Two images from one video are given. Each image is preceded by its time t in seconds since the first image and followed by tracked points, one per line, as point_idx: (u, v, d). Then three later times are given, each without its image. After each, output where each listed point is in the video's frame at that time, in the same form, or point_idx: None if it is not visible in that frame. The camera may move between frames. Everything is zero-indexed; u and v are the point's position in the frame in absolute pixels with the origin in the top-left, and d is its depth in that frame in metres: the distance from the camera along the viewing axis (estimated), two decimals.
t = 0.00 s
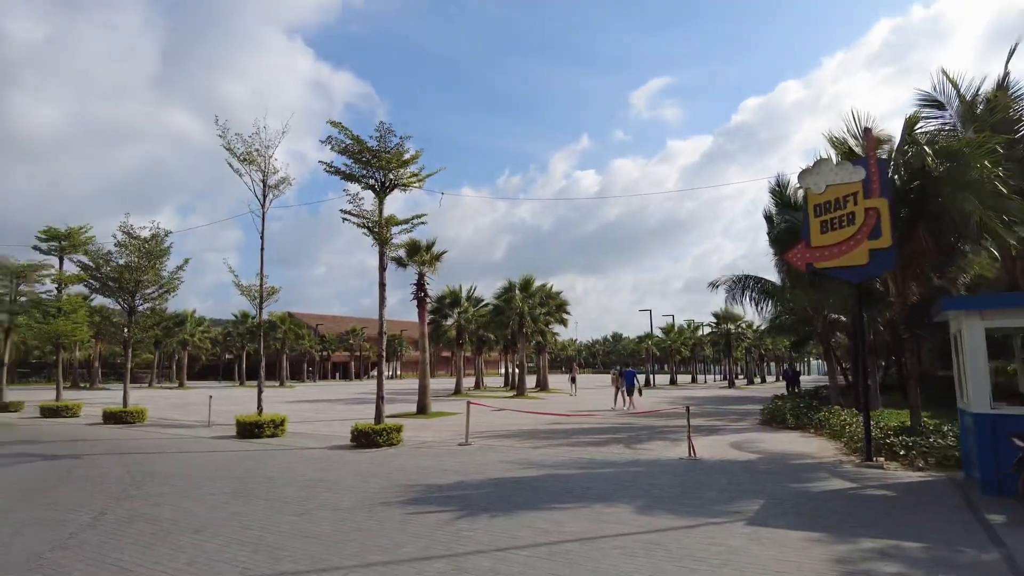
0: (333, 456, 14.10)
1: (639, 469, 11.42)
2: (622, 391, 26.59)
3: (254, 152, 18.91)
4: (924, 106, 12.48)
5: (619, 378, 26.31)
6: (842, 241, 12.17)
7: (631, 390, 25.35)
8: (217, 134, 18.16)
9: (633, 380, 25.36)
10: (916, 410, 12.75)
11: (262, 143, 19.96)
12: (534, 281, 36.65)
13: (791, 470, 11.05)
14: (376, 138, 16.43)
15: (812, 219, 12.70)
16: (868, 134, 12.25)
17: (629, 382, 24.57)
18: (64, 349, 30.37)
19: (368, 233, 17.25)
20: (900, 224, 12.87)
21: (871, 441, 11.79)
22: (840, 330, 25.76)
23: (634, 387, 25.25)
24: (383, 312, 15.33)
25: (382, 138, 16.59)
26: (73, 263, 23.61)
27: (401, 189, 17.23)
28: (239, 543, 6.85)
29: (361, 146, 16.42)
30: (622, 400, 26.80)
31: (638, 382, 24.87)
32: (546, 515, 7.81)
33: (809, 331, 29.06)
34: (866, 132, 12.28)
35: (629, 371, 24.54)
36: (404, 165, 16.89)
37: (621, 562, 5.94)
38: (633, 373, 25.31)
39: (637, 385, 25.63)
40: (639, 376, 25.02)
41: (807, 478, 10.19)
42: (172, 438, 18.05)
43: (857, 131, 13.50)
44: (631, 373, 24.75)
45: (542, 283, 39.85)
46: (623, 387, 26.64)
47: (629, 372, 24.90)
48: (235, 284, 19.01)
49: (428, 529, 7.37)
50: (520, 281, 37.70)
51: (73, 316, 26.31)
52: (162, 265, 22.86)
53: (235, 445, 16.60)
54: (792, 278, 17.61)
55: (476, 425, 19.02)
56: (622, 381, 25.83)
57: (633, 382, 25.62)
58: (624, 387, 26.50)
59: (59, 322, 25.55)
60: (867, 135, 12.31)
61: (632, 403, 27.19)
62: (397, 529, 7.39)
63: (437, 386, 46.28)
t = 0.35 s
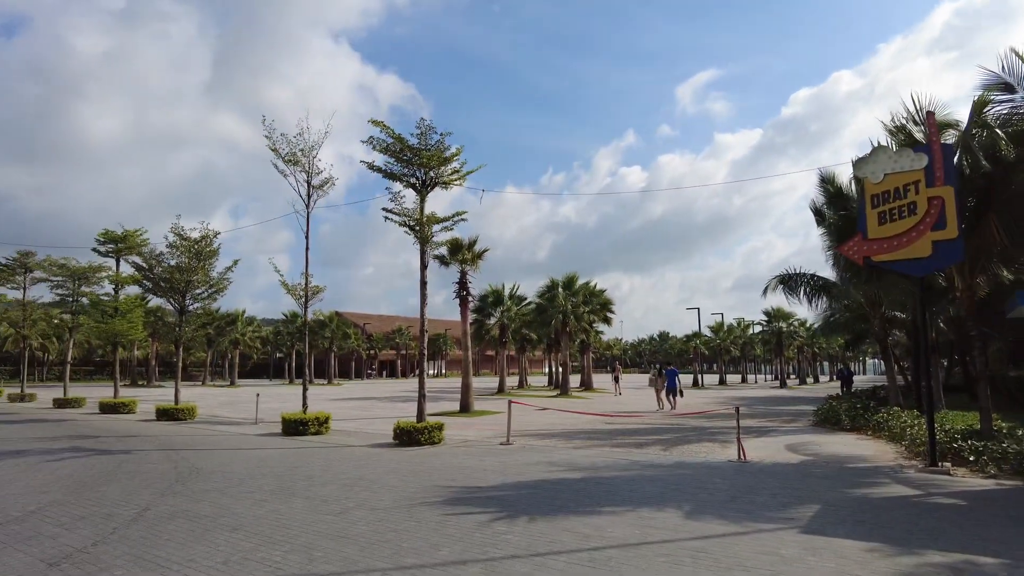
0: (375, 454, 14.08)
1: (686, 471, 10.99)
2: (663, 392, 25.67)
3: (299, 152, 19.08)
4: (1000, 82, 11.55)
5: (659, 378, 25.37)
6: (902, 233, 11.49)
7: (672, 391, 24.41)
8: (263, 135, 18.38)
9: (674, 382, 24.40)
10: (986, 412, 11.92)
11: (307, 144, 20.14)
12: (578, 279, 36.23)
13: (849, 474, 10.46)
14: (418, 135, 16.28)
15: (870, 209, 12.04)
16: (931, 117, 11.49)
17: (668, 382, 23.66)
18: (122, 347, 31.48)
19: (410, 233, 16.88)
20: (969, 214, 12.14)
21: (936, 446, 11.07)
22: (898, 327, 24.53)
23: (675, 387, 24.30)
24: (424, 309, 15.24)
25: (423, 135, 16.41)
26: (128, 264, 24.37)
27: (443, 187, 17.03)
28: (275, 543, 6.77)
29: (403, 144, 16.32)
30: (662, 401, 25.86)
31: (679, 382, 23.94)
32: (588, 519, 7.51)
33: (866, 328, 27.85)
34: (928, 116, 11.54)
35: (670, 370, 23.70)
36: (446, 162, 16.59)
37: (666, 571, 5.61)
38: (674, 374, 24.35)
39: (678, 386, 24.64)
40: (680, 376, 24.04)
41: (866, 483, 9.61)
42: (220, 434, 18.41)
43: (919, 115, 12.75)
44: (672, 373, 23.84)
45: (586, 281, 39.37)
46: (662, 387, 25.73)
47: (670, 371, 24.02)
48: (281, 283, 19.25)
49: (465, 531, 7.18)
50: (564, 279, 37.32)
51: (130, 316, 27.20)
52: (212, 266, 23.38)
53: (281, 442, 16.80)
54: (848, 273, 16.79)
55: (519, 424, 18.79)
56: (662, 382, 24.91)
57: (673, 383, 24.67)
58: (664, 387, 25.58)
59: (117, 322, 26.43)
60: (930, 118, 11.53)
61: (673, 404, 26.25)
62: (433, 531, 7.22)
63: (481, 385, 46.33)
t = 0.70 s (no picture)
0: (392, 454, 13.88)
1: (710, 475, 10.62)
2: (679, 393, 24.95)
3: (316, 150, 18.96)
4: None
5: (675, 379, 24.63)
6: (938, 228, 11.01)
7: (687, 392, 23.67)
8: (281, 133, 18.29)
9: (690, 383, 23.62)
10: None
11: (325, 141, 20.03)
12: (599, 277, 35.83)
13: (882, 479, 10.01)
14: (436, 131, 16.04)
15: (903, 204, 11.56)
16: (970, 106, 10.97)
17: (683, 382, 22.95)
18: (145, 345, 31.78)
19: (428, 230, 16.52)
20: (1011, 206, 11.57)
21: (976, 451, 10.55)
22: (929, 326, 23.78)
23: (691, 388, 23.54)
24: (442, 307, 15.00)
25: (441, 131, 16.11)
26: (150, 263, 24.52)
27: (462, 183, 16.74)
28: (285, 548, 6.57)
29: (421, 139, 16.09)
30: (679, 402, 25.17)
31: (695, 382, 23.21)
32: (607, 526, 7.20)
33: (895, 327, 27.10)
34: (966, 105, 11.02)
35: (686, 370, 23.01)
36: (465, 159, 16.33)
37: None
38: (689, 374, 23.60)
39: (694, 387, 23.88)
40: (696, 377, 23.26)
41: (901, 489, 9.17)
42: (240, 433, 18.39)
43: (955, 104, 12.25)
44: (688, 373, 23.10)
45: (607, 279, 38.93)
46: (678, 387, 25.01)
47: (686, 371, 23.31)
48: (300, 281, 19.17)
49: (480, 537, 6.91)
50: (584, 277, 36.95)
51: (152, 314, 27.40)
52: (232, 264, 23.42)
53: (299, 441, 16.70)
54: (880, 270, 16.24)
55: (539, 424, 18.50)
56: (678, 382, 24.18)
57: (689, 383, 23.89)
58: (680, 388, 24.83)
59: (139, 320, 26.64)
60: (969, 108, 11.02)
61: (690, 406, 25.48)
62: (447, 536, 6.96)
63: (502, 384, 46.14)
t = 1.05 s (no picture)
0: (398, 456, 13.72)
1: (721, 479, 10.34)
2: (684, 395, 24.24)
3: (323, 149, 18.81)
4: None
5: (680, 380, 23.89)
6: (958, 225, 10.67)
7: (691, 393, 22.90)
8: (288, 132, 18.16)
9: (695, 384, 22.87)
10: None
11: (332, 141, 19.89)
12: (610, 277, 35.50)
13: (899, 484, 9.68)
14: (443, 128, 15.69)
15: (922, 200, 11.22)
16: (992, 98, 10.62)
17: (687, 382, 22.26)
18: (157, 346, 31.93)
19: (435, 229, 16.28)
20: None
21: (998, 455, 10.19)
22: (947, 326, 23.26)
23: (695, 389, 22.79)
24: (449, 307, 14.83)
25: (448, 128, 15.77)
26: (160, 264, 24.57)
27: (470, 182, 16.44)
28: (281, 553, 6.39)
29: (428, 138, 15.77)
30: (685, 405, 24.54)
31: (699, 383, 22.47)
32: (614, 532, 6.97)
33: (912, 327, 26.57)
34: (988, 97, 10.68)
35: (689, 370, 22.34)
36: (472, 156, 15.96)
37: None
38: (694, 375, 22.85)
39: (699, 389, 23.12)
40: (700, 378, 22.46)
41: (920, 495, 8.84)
42: (248, 435, 18.32)
43: (978, 98, 11.90)
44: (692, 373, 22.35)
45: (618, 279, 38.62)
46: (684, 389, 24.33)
47: (691, 371, 22.63)
48: (307, 281, 19.08)
49: (482, 543, 6.70)
50: (595, 278, 36.63)
51: (162, 315, 27.47)
52: (240, 265, 23.41)
53: (305, 442, 16.59)
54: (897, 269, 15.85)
55: (548, 425, 18.26)
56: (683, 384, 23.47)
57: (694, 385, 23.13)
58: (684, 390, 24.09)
59: (150, 321, 26.72)
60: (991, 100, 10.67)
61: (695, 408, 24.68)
62: (448, 542, 6.75)
63: (512, 385, 45.95)
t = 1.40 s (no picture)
0: (391, 459, 13.47)
1: (719, 482, 10.07)
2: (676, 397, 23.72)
3: (319, 148, 18.55)
4: None
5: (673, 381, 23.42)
6: (963, 220, 10.37)
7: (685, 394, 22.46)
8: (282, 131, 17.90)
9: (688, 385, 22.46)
10: None
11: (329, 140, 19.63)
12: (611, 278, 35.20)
13: (903, 487, 9.38)
14: (438, 126, 15.33)
15: (925, 195, 10.93)
16: (998, 90, 10.32)
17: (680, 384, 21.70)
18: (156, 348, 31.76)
19: (430, 228, 15.99)
20: None
21: (1005, 456, 9.88)
22: (953, 325, 22.84)
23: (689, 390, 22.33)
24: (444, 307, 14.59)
25: (443, 125, 15.46)
26: (157, 265, 24.41)
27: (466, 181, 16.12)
28: (257, 561, 6.15)
29: (423, 136, 15.42)
30: (678, 406, 24.04)
31: (692, 384, 22.07)
32: (604, 538, 6.70)
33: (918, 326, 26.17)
34: (993, 89, 10.38)
35: (683, 371, 21.79)
36: (468, 155, 15.66)
37: None
38: (687, 375, 22.45)
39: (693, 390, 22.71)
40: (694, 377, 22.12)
41: (924, 498, 8.54)
42: (243, 437, 18.11)
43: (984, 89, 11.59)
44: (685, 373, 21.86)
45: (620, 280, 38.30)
46: (676, 390, 23.83)
47: (685, 372, 22.21)
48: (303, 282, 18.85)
49: (467, 550, 6.45)
50: (596, 278, 36.33)
51: (161, 317, 27.33)
52: (237, 267, 23.23)
53: (300, 445, 16.37)
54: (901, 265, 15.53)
55: (546, 427, 17.98)
56: (676, 385, 22.99)
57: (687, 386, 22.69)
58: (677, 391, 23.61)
59: (148, 323, 26.58)
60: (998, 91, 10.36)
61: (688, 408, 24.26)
62: (431, 549, 6.50)
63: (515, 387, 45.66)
